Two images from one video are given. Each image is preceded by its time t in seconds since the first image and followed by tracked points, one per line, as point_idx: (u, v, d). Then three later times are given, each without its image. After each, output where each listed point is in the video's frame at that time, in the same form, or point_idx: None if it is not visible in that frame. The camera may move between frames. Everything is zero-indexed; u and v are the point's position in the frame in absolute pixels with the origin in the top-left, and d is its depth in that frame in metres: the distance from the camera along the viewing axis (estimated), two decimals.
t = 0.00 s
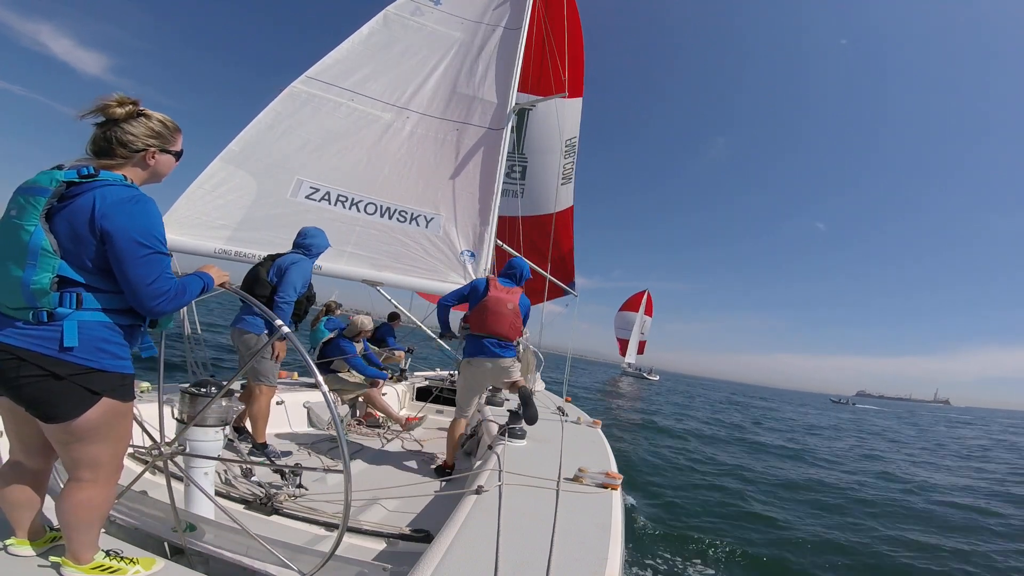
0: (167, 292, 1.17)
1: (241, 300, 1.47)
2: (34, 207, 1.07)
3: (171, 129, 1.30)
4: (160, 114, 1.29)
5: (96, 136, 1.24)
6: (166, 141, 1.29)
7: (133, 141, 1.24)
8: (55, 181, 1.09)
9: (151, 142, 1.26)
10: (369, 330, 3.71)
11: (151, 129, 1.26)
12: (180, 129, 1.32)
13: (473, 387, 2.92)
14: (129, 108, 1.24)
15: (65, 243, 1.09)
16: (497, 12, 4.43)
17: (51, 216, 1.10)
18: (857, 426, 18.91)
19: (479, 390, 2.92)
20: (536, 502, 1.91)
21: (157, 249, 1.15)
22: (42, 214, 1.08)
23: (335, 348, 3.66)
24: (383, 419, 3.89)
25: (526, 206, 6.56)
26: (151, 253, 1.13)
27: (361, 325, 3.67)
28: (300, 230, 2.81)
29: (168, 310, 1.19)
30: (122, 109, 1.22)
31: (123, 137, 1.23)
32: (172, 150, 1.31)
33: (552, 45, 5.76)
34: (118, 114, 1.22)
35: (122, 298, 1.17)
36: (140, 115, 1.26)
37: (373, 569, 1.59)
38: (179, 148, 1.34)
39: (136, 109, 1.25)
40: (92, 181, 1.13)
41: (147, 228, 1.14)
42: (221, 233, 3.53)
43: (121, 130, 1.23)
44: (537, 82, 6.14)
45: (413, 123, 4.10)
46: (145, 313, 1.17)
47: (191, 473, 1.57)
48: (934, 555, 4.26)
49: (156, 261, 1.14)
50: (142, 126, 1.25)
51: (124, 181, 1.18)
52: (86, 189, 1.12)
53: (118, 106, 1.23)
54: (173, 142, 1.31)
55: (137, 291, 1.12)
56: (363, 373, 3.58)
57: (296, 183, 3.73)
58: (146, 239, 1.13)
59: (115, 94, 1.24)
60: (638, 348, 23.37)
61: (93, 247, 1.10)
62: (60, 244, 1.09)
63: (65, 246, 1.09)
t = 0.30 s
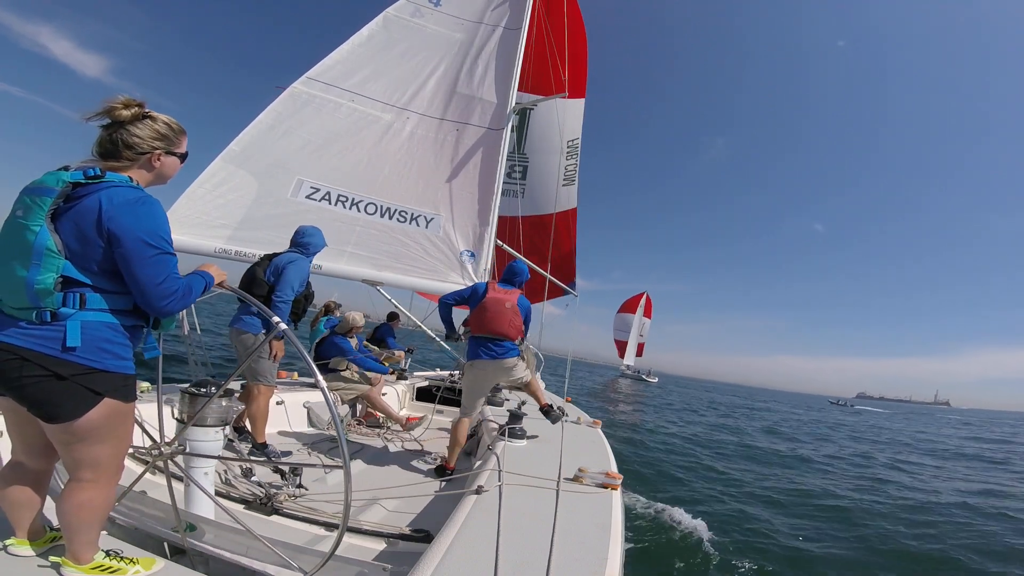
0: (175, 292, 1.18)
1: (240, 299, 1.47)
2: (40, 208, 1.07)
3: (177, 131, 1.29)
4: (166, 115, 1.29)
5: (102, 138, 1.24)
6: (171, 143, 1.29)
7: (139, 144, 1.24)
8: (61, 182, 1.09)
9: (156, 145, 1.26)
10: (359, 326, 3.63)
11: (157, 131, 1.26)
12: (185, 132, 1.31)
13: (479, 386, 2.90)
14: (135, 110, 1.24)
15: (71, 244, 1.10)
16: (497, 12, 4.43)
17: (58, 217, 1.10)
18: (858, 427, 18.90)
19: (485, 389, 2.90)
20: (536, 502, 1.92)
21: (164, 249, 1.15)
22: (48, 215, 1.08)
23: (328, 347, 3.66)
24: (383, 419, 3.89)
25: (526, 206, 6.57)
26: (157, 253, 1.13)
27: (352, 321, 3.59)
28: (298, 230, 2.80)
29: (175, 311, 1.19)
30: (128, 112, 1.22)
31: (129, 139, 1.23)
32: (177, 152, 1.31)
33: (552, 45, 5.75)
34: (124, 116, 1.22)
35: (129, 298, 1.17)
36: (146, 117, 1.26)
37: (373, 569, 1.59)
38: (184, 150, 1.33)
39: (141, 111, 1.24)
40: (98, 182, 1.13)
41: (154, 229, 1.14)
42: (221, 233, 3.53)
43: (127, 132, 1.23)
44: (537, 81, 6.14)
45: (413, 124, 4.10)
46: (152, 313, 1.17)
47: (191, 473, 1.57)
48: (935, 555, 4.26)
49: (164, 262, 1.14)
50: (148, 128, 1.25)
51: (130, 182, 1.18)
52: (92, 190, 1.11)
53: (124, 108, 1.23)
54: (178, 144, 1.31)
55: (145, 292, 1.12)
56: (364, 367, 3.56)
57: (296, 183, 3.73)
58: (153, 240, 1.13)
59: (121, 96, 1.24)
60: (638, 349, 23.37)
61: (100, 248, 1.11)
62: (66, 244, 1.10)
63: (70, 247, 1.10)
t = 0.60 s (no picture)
0: (176, 293, 1.17)
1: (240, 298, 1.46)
2: (48, 209, 1.07)
3: (181, 136, 1.29)
4: (171, 120, 1.29)
5: (109, 143, 1.24)
6: (176, 147, 1.29)
7: (145, 148, 1.23)
8: (70, 184, 1.09)
9: (162, 149, 1.26)
10: (354, 322, 3.67)
11: (162, 136, 1.26)
12: (190, 135, 1.32)
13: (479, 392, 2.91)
14: (140, 115, 1.24)
15: (77, 244, 1.10)
16: (497, 13, 4.44)
17: (66, 218, 1.10)
18: (858, 430, 18.88)
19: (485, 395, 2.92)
20: (536, 502, 1.92)
21: (167, 251, 1.15)
22: (56, 215, 1.08)
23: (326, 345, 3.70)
24: (383, 419, 3.89)
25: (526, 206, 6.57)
26: (161, 255, 1.13)
27: (347, 318, 3.63)
28: (296, 230, 2.80)
29: (176, 311, 1.19)
30: (134, 117, 1.22)
31: (135, 143, 1.23)
32: (182, 156, 1.31)
33: (553, 46, 5.74)
34: (130, 121, 1.22)
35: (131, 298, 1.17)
36: (151, 122, 1.26)
37: (373, 569, 1.59)
38: (189, 153, 1.33)
39: (147, 116, 1.24)
40: (106, 185, 1.13)
41: (159, 231, 1.14)
42: (221, 233, 3.53)
43: (133, 136, 1.23)
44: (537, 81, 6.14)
45: (413, 124, 4.10)
46: (153, 313, 1.17)
47: (191, 473, 1.57)
48: (935, 559, 4.25)
49: (166, 264, 1.14)
50: (153, 132, 1.25)
51: (137, 185, 1.18)
52: (101, 192, 1.12)
53: (130, 113, 1.22)
54: (184, 148, 1.31)
55: (147, 292, 1.12)
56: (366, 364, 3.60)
57: (297, 183, 3.73)
58: (157, 242, 1.13)
59: (126, 101, 1.24)
60: (638, 353, 23.35)
61: (105, 249, 1.11)
62: (73, 245, 1.10)
63: (77, 247, 1.10)
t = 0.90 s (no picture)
0: (175, 296, 1.17)
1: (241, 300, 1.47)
2: (57, 210, 1.08)
3: (187, 139, 1.29)
4: (175, 124, 1.29)
5: (115, 147, 1.24)
6: (182, 151, 1.29)
7: (150, 152, 1.23)
8: (79, 186, 1.10)
9: (168, 152, 1.26)
10: (354, 322, 3.66)
11: (167, 140, 1.25)
12: (195, 139, 1.32)
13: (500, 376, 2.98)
14: (145, 120, 1.24)
15: (83, 245, 1.10)
16: (497, 12, 4.43)
17: (73, 218, 1.10)
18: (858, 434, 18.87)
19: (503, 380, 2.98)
20: (536, 502, 1.92)
21: (168, 253, 1.15)
22: (64, 215, 1.08)
23: (326, 344, 3.70)
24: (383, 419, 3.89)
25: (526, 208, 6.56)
26: (161, 256, 1.13)
27: (347, 318, 3.62)
28: (298, 231, 2.80)
29: (173, 313, 1.19)
30: (139, 122, 1.22)
31: (140, 147, 1.22)
32: (188, 159, 1.31)
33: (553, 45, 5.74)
34: (135, 126, 1.22)
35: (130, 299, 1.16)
36: (156, 126, 1.25)
37: (374, 569, 1.59)
38: (195, 157, 1.33)
39: (151, 120, 1.24)
40: (114, 187, 1.14)
41: (164, 234, 1.14)
42: (221, 233, 3.53)
43: (138, 141, 1.23)
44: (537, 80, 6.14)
45: (413, 123, 4.10)
46: (150, 314, 1.16)
47: (191, 473, 1.57)
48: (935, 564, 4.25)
49: (168, 266, 1.14)
50: (158, 137, 1.25)
51: (145, 189, 1.19)
52: (109, 194, 1.12)
53: (135, 118, 1.23)
54: (189, 151, 1.31)
55: (144, 293, 1.11)
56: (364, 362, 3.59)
57: (297, 183, 3.73)
58: (161, 244, 1.13)
59: (131, 106, 1.24)
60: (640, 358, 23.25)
61: (110, 250, 1.11)
62: (79, 245, 1.10)
63: (83, 248, 1.10)
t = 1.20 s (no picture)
0: (177, 298, 1.17)
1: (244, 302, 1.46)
2: (61, 209, 1.08)
3: (189, 139, 1.29)
4: (178, 124, 1.29)
5: (117, 147, 1.24)
6: (185, 150, 1.29)
7: (153, 152, 1.23)
8: (84, 186, 1.09)
9: (171, 152, 1.26)
10: (350, 322, 3.66)
11: (170, 140, 1.25)
12: (198, 139, 1.32)
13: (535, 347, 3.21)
14: (147, 120, 1.24)
15: (87, 244, 1.09)
16: (497, 11, 4.43)
17: (77, 219, 1.10)
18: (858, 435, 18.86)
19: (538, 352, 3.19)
20: (536, 502, 1.92)
21: (171, 254, 1.15)
22: (68, 215, 1.08)
23: (321, 344, 3.67)
24: (383, 419, 3.89)
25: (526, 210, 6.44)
26: (164, 258, 1.13)
27: (343, 317, 3.61)
28: (299, 231, 2.80)
29: (174, 314, 1.18)
30: (141, 121, 1.23)
31: (143, 147, 1.22)
32: (191, 159, 1.31)
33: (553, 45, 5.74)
34: (138, 125, 1.23)
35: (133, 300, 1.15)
36: (159, 126, 1.25)
37: (374, 569, 1.59)
38: (198, 157, 1.33)
39: (154, 120, 1.24)
40: (119, 187, 1.14)
41: (169, 235, 1.14)
42: (219, 233, 3.53)
43: (141, 140, 1.22)
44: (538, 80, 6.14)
45: (413, 123, 4.10)
46: (151, 315, 1.16)
47: (191, 473, 1.57)
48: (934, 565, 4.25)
49: (171, 268, 1.14)
50: (161, 136, 1.25)
51: (149, 188, 1.19)
52: (113, 194, 1.12)
53: (137, 118, 1.23)
54: (192, 151, 1.31)
55: (146, 294, 1.11)
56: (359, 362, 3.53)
57: (296, 183, 3.73)
58: (166, 246, 1.13)
59: (134, 106, 1.24)
60: (643, 359, 23.21)
61: (113, 250, 1.11)
62: (83, 245, 1.09)
63: (87, 248, 1.09)
